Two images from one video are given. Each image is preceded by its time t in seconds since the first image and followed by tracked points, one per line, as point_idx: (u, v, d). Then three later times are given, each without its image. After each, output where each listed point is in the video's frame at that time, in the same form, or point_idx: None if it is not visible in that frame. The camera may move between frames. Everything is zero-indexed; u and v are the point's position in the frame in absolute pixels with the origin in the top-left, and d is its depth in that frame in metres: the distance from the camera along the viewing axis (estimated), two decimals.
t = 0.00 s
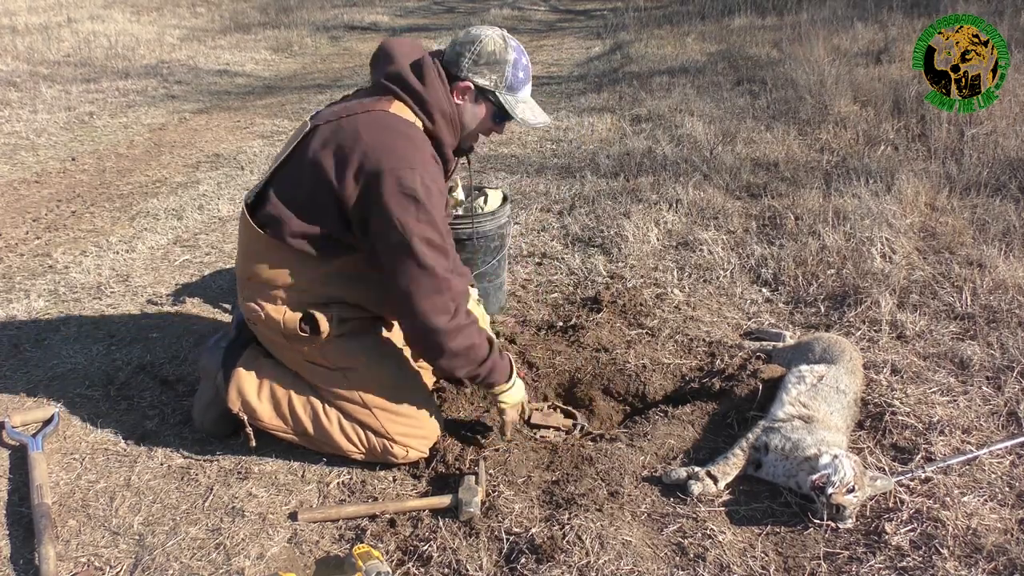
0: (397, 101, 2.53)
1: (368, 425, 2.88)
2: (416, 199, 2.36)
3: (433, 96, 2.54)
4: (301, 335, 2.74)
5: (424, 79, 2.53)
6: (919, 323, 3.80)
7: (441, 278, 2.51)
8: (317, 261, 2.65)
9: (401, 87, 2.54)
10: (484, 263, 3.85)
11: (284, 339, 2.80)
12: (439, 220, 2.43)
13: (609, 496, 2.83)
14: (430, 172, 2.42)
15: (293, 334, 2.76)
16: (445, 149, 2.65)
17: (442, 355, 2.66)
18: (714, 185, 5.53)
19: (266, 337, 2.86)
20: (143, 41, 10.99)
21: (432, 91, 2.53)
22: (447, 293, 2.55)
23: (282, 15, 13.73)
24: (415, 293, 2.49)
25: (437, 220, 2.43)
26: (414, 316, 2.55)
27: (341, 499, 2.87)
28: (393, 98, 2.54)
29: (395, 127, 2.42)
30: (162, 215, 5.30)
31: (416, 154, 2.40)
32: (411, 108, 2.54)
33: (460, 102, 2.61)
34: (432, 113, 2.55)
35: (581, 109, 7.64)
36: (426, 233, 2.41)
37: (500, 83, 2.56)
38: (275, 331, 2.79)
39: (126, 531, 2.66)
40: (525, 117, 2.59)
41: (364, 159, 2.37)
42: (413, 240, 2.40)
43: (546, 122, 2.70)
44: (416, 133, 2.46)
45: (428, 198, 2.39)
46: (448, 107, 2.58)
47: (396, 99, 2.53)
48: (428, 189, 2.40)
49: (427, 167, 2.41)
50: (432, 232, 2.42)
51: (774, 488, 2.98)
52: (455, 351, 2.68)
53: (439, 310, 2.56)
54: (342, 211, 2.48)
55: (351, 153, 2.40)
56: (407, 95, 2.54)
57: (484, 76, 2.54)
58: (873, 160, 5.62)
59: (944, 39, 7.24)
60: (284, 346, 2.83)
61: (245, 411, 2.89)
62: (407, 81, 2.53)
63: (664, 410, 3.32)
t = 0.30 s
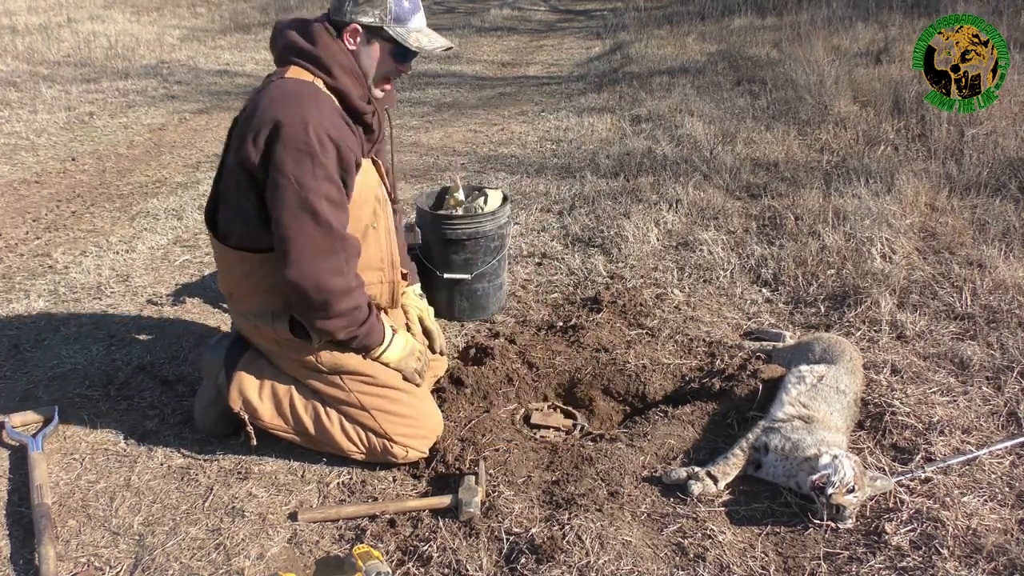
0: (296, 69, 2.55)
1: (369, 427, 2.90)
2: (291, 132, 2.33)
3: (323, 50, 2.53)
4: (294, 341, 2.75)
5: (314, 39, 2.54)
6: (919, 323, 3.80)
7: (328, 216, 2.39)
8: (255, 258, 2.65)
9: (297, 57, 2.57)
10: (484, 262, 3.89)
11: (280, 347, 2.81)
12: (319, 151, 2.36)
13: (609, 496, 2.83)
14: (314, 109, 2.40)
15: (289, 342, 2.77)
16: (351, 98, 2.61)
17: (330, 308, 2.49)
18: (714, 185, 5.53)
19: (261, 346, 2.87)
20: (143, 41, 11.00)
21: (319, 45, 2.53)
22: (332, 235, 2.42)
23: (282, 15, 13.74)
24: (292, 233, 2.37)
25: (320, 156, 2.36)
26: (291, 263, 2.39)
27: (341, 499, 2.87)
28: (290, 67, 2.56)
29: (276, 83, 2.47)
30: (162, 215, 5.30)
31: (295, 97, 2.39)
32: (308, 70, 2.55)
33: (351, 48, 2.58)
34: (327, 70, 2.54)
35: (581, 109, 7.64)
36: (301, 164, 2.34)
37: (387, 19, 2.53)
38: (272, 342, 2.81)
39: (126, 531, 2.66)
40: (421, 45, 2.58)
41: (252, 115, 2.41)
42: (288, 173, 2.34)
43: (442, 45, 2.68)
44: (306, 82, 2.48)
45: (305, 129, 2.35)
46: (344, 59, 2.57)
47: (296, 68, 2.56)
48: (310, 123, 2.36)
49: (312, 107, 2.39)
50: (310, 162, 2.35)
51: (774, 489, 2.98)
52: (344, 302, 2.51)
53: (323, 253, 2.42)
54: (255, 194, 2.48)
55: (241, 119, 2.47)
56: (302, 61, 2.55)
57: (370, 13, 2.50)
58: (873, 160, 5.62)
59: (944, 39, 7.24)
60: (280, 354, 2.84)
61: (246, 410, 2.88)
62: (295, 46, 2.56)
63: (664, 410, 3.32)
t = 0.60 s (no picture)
0: (252, 71, 2.53)
1: (368, 427, 2.89)
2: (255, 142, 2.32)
3: (275, 52, 2.50)
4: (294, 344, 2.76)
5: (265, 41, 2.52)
6: (919, 322, 3.80)
7: (306, 218, 2.39)
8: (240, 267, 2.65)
9: (251, 60, 2.55)
10: (484, 262, 3.89)
11: (278, 350, 2.82)
12: (285, 154, 2.34)
13: (609, 496, 2.83)
14: (274, 112, 2.37)
15: (287, 343, 2.77)
16: (309, 97, 2.58)
17: (321, 308, 2.49)
18: (715, 185, 5.52)
19: (259, 348, 2.89)
20: (143, 41, 10.99)
21: (273, 47, 2.50)
22: (314, 235, 2.41)
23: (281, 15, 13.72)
24: (274, 239, 2.38)
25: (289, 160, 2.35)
26: (278, 269, 2.41)
27: (341, 499, 2.87)
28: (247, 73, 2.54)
29: (231, 91, 2.45)
30: (162, 215, 5.30)
31: (253, 104, 2.37)
32: (263, 71, 2.52)
33: (303, 49, 2.55)
34: (281, 71, 2.52)
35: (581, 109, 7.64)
36: (269, 172, 2.33)
37: (339, 20, 2.46)
38: (269, 346, 2.82)
39: (126, 530, 2.66)
40: (375, 46, 2.51)
41: (216, 126, 2.39)
42: (258, 182, 2.33)
43: (400, 44, 2.61)
44: (260, 85, 2.45)
45: (267, 135, 2.33)
46: (296, 57, 2.54)
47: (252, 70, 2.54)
48: (271, 129, 2.34)
49: (272, 111, 2.37)
50: (278, 167, 2.33)
51: (774, 488, 2.98)
52: (336, 302, 2.50)
53: (307, 255, 2.42)
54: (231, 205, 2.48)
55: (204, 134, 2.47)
56: (258, 66, 2.53)
57: (320, 15, 2.44)
58: (873, 160, 5.62)
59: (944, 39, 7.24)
60: (279, 355, 2.84)
61: (247, 410, 2.88)
62: (250, 49, 2.54)
63: (664, 410, 3.32)
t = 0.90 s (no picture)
0: (252, 71, 2.53)
1: (369, 427, 2.89)
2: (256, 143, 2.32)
3: (275, 52, 2.50)
4: (294, 344, 2.76)
5: (265, 41, 2.52)
6: (919, 322, 3.80)
7: (307, 219, 2.39)
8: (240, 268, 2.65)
9: (252, 60, 2.54)
10: (484, 262, 3.88)
11: (279, 351, 2.82)
12: (286, 155, 2.34)
13: (609, 496, 2.83)
14: (277, 113, 2.37)
15: (287, 343, 2.77)
16: (310, 98, 2.57)
17: (322, 309, 2.49)
18: (715, 185, 5.52)
19: (260, 348, 2.89)
20: (143, 41, 10.99)
21: (272, 48, 2.50)
22: (315, 237, 2.41)
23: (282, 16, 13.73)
24: (275, 240, 2.38)
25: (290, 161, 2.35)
26: (279, 270, 2.41)
27: (341, 499, 2.87)
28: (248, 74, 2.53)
29: (233, 91, 2.44)
30: (162, 215, 5.30)
31: (255, 105, 2.37)
32: (264, 72, 2.51)
33: (304, 49, 2.55)
34: (281, 71, 2.51)
35: (581, 109, 7.64)
36: (271, 172, 2.33)
37: (337, 20, 2.46)
38: (270, 347, 2.82)
39: (126, 531, 2.66)
40: (374, 46, 2.51)
41: (217, 126, 2.39)
42: (259, 183, 2.33)
43: (400, 43, 2.61)
44: (262, 85, 2.44)
45: (269, 136, 2.33)
46: (296, 57, 2.53)
47: (252, 70, 2.54)
48: (273, 130, 2.34)
49: (275, 112, 2.37)
50: (279, 168, 2.33)
51: (774, 488, 2.98)
52: (337, 303, 2.50)
53: (308, 256, 2.42)
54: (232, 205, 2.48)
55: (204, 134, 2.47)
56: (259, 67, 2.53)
57: (319, 15, 2.44)
58: (873, 160, 5.62)
59: (944, 39, 7.24)
60: (279, 355, 2.84)
61: (247, 410, 2.88)
62: (250, 49, 2.54)
63: (664, 410, 3.32)
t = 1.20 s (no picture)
0: (253, 72, 2.53)
1: (369, 427, 2.89)
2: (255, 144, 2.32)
3: (276, 53, 2.50)
4: (294, 344, 2.76)
5: (267, 42, 2.52)
6: (919, 323, 3.80)
7: (305, 219, 2.39)
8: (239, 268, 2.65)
9: (253, 61, 2.55)
10: (484, 262, 3.89)
11: (279, 351, 2.82)
12: (285, 156, 2.34)
13: (609, 496, 2.83)
14: (276, 114, 2.37)
15: (287, 344, 2.77)
16: (308, 100, 2.57)
17: (321, 310, 2.49)
18: (715, 185, 5.52)
19: (260, 349, 2.89)
20: (143, 41, 10.99)
21: (274, 49, 2.51)
22: (314, 237, 2.42)
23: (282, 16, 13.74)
24: (274, 240, 2.38)
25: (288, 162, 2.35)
26: (277, 270, 2.41)
27: (341, 499, 2.87)
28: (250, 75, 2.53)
29: (232, 92, 2.45)
30: (162, 215, 5.30)
31: (253, 105, 2.37)
32: (264, 73, 2.52)
33: (307, 52, 2.54)
34: (281, 72, 2.51)
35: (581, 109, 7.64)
36: (269, 173, 2.33)
37: (341, 22, 2.47)
38: (270, 347, 2.82)
39: (126, 531, 2.66)
40: (376, 49, 2.50)
41: (216, 127, 2.39)
42: (257, 184, 2.33)
43: (403, 47, 2.60)
44: (262, 86, 2.44)
45: (267, 137, 2.32)
46: (297, 59, 2.53)
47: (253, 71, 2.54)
48: (272, 130, 2.34)
49: (274, 113, 2.37)
50: (277, 169, 2.33)
51: (774, 488, 2.98)
52: (336, 303, 2.50)
53: (306, 256, 2.42)
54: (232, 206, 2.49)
55: (203, 134, 2.47)
56: (261, 69, 2.53)
57: (322, 18, 2.45)
58: (873, 160, 5.62)
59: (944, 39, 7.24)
60: (279, 355, 2.84)
61: (247, 410, 2.88)
62: (252, 50, 2.54)
63: (664, 410, 3.32)
